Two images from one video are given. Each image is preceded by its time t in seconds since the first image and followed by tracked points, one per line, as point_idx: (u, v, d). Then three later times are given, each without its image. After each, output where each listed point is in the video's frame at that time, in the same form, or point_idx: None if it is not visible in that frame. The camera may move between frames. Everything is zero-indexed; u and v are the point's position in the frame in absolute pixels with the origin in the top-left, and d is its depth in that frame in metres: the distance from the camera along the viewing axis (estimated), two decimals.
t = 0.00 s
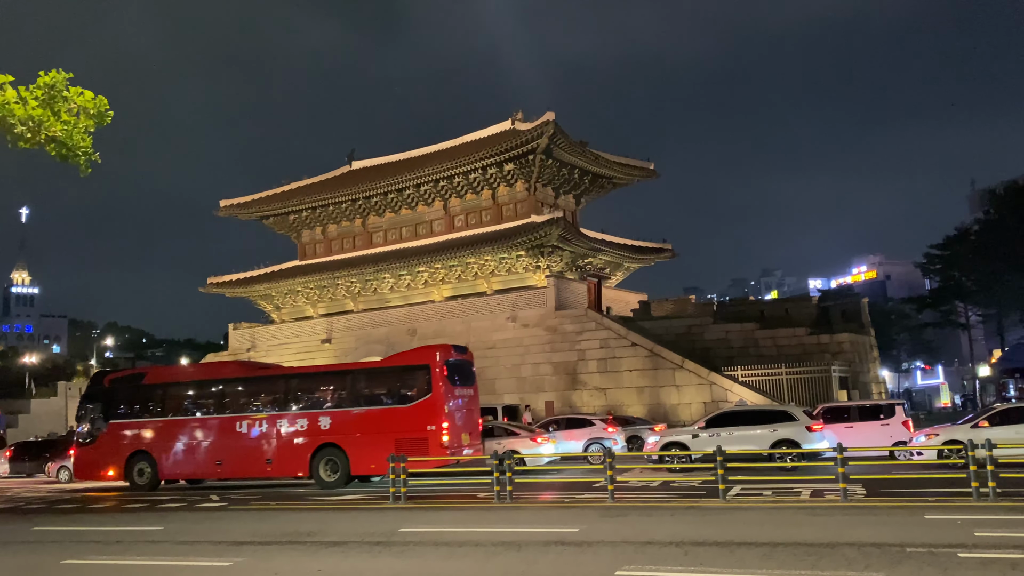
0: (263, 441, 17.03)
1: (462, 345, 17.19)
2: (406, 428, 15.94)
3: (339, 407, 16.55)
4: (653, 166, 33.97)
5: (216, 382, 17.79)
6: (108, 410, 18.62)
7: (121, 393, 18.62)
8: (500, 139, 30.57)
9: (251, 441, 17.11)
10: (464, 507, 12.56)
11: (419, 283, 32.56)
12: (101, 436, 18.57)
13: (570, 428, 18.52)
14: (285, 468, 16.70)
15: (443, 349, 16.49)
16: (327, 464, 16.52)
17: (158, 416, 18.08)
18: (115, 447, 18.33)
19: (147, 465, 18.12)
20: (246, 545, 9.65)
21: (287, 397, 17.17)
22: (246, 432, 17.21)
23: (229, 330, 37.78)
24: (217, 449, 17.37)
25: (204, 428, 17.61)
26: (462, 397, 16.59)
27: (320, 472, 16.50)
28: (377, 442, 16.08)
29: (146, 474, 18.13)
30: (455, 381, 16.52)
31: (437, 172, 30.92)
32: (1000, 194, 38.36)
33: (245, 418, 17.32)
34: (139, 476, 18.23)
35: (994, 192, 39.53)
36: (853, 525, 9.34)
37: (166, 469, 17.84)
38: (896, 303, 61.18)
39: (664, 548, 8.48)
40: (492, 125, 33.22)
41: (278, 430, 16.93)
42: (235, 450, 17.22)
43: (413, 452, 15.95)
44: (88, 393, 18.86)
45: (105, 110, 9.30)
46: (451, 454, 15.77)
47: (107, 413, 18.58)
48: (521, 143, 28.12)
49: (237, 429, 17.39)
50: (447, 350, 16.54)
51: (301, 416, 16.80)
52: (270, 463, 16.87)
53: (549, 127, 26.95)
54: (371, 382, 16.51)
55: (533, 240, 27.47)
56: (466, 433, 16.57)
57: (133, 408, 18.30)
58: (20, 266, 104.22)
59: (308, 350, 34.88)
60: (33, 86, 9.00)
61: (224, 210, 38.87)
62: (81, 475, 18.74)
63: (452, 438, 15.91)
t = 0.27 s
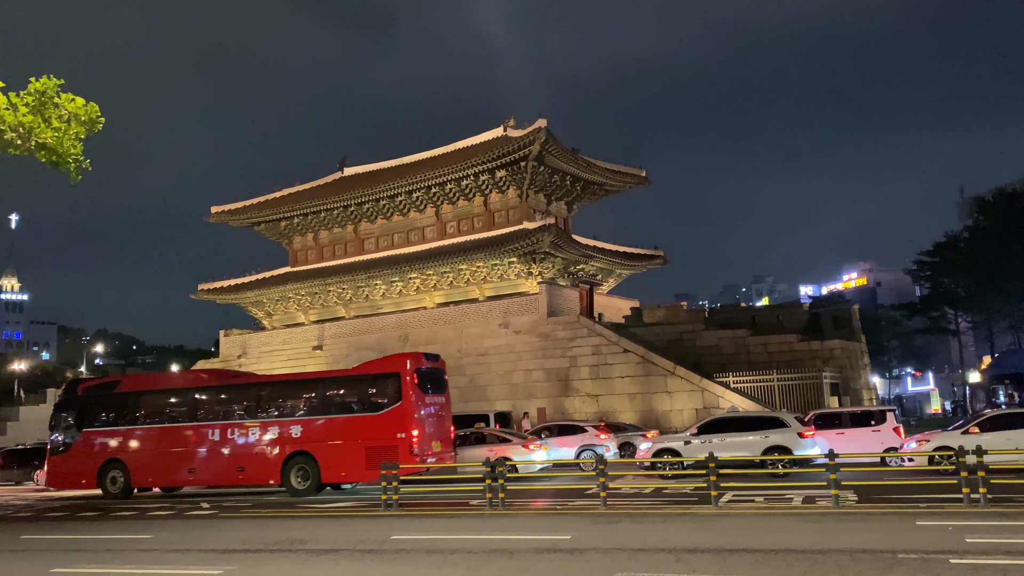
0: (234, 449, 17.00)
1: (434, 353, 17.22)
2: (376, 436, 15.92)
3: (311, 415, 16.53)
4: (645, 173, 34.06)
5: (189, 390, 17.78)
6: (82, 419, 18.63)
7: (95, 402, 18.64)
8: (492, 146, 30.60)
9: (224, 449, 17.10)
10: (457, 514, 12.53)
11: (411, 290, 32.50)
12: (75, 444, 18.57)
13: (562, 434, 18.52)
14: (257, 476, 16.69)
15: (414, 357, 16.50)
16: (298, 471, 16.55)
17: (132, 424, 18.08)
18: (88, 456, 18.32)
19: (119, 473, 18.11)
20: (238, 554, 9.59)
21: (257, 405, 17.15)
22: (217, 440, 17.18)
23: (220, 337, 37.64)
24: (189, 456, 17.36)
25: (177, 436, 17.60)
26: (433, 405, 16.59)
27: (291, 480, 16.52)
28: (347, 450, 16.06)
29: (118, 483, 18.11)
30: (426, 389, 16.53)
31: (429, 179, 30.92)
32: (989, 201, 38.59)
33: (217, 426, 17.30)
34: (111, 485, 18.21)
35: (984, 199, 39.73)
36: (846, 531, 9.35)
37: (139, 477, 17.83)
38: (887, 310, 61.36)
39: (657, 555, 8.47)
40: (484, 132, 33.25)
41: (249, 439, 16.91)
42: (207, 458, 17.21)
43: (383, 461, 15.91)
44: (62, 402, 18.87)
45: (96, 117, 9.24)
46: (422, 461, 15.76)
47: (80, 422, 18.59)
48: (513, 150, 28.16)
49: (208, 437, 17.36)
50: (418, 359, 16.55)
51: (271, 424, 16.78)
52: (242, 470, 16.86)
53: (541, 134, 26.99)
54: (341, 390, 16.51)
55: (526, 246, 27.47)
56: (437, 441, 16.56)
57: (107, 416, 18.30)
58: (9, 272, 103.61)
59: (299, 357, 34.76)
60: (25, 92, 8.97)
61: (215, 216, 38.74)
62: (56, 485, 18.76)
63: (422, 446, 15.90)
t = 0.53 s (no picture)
0: (210, 456, 16.97)
1: (409, 360, 17.29)
2: (349, 443, 15.93)
3: (286, 422, 16.53)
4: (639, 179, 34.14)
5: (166, 398, 17.78)
6: (59, 426, 18.58)
7: (72, 409, 18.63)
8: (487, 152, 30.64)
9: (199, 455, 17.07)
10: (451, 520, 12.50)
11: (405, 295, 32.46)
12: (51, 451, 18.54)
13: (556, 440, 18.51)
14: (232, 483, 16.65)
15: (388, 364, 16.55)
16: (272, 478, 16.49)
17: (108, 431, 18.05)
18: (64, 462, 18.30)
19: (95, 480, 18.05)
20: (231, 560, 9.55)
21: (234, 412, 17.16)
22: (193, 446, 17.16)
23: (214, 342, 37.55)
24: (165, 463, 17.33)
25: (153, 443, 17.57)
26: (408, 412, 16.63)
27: (266, 488, 16.45)
28: (321, 457, 16.06)
29: (94, 489, 18.04)
30: (400, 396, 16.57)
31: (424, 184, 30.94)
32: (981, 208, 38.73)
33: (193, 433, 17.28)
34: (88, 491, 18.15)
35: (976, 206, 39.90)
36: (840, 537, 9.35)
37: (115, 484, 17.79)
38: (880, 316, 61.56)
39: (651, 561, 8.46)
40: (479, 138, 33.28)
41: (225, 445, 16.89)
42: (183, 464, 17.17)
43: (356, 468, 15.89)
44: (39, 409, 18.85)
45: (91, 122, 9.21)
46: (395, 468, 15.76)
47: (57, 429, 18.57)
48: (506, 155, 28.19)
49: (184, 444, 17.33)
50: (393, 366, 16.60)
51: (247, 431, 16.77)
52: (217, 477, 16.82)
53: (535, 140, 27.03)
54: (316, 396, 16.53)
55: (520, 252, 27.48)
56: (412, 447, 16.59)
57: (85, 423, 18.28)
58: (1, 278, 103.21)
59: (292, 362, 34.67)
60: (20, 97, 8.95)
61: (209, 221, 38.67)
62: (31, 491, 18.69)
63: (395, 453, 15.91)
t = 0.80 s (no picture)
0: (189, 460, 16.98)
1: (387, 365, 17.34)
2: (326, 449, 16.00)
3: (265, 427, 16.56)
4: (635, 184, 34.17)
5: (146, 403, 17.76)
6: (39, 431, 18.52)
7: (53, 413, 18.59)
8: (483, 157, 30.65)
9: (178, 460, 17.06)
10: (446, 525, 12.47)
11: (401, 299, 32.42)
12: (31, 456, 18.49)
13: (552, 445, 18.49)
14: (210, 488, 16.68)
15: (366, 369, 16.59)
16: (251, 483, 16.54)
17: (88, 436, 18.03)
18: (44, 467, 18.25)
19: (75, 485, 18.00)
20: (225, 565, 9.52)
21: (214, 417, 17.16)
22: (173, 451, 17.15)
23: (209, 347, 37.47)
24: (144, 468, 17.31)
25: (132, 448, 17.56)
26: (385, 418, 16.70)
27: (244, 492, 16.49)
28: (299, 462, 16.13)
29: (74, 494, 18.01)
30: (377, 401, 16.63)
31: (420, 189, 30.94)
32: (976, 213, 38.85)
33: (172, 438, 17.26)
34: (68, 496, 18.12)
35: (970, 212, 40.04)
36: (837, 542, 9.36)
37: (94, 489, 17.77)
38: (875, 321, 61.68)
39: (647, 566, 8.46)
40: (475, 142, 33.30)
41: (205, 450, 16.90)
42: (162, 469, 17.15)
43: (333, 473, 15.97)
44: (20, 413, 18.79)
45: (88, 125, 9.24)
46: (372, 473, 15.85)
47: (37, 434, 18.52)
48: (503, 160, 28.21)
49: (164, 449, 17.32)
50: (370, 371, 16.62)
51: (226, 436, 16.79)
52: (196, 481, 16.84)
53: (531, 144, 27.06)
54: (295, 402, 16.58)
55: (516, 257, 27.48)
56: (389, 452, 16.67)
57: (66, 428, 18.23)
58: None
59: (287, 366, 34.63)
60: (16, 100, 8.94)
61: (205, 225, 38.61)
62: (11, 496, 18.63)
63: (372, 458, 16.00)
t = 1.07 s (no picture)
0: (170, 464, 16.97)
1: (368, 370, 17.37)
2: (305, 454, 16.00)
3: (245, 432, 16.57)
4: (631, 188, 34.22)
5: (129, 407, 17.75)
6: (22, 434, 18.49)
7: (36, 417, 18.53)
8: (480, 161, 30.68)
9: (159, 464, 17.05)
10: (443, 529, 12.44)
11: (398, 303, 32.41)
12: (14, 459, 18.44)
13: (548, 449, 18.47)
14: (191, 492, 16.67)
15: (346, 375, 16.63)
16: (231, 487, 16.57)
17: (70, 440, 18.01)
18: (26, 470, 18.21)
19: (57, 488, 17.97)
20: (221, 569, 9.49)
21: (195, 421, 17.16)
22: (154, 456, 17.15)
23: (205, 350, 37.43)
24: (125, 472, 17.29)
25: (114, 451, 17.54)
26: (364, 423, 16.74)
27: (224, 496, 16.51)
28: (278, 467, 16.14)
29: (56, 498, 17.97)
30: (357, 407, 16.66)
31: (417, 193, 30.95)
32: (972, 218, 38.93)
33: (154, 442, 17.24)
34: (50, 500, 18.10)
35: (966, 217, 40.14)
36: (834, 546, 9.36)
37: (76, 492, 17.74)
38: (872, 326, 61.78)
39: (644, 570, 8.45)
40: (473, 146, 33.34)
41: (186, 454, 16.91)
42: (143, 473, 17.13)
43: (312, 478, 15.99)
44: (3, 416, 18.75)
45: (86, 125, 9.22)
46: (351, 478, 15.88)
47: (19, 438, 18.45)
48: (501, 164, 28.23)
49: (145, 453, 17.31)
50: (350, 376, 16.66)
51: (207, 440, 16.79)
52: (176, 485, 16.82)
53: (529, 149, 27.09)
54: (275, 407, 16.60)
55: (513, 261, 27.49)
56: (368, 457, 16.71)
57: (48, 431, 18.21)
58: None
59: (284, 370, 34.60)
60: (14, 101, 8.93)
61: (202, 228, 38.59)
62: None
63: (351, 463, 16.03)
